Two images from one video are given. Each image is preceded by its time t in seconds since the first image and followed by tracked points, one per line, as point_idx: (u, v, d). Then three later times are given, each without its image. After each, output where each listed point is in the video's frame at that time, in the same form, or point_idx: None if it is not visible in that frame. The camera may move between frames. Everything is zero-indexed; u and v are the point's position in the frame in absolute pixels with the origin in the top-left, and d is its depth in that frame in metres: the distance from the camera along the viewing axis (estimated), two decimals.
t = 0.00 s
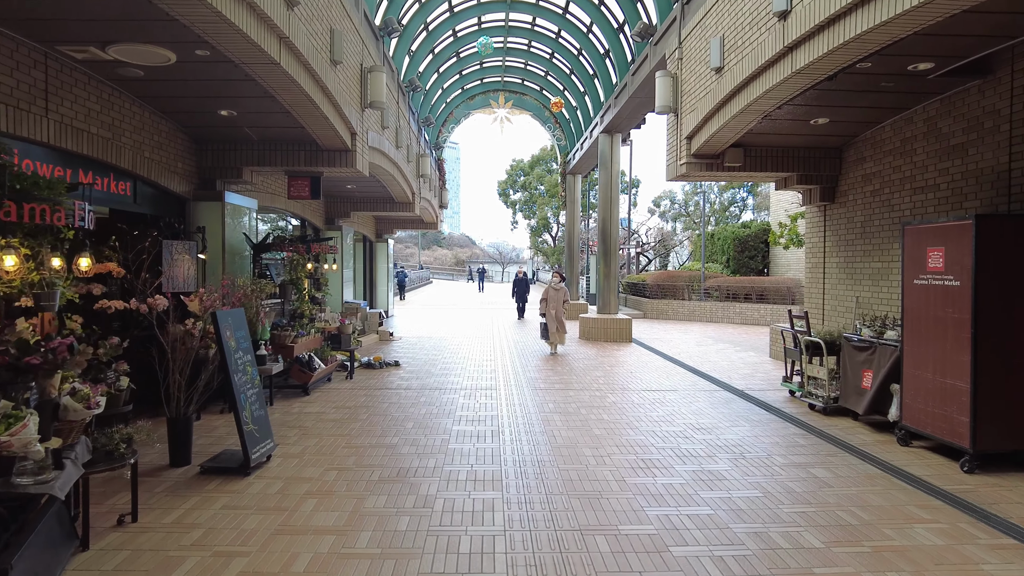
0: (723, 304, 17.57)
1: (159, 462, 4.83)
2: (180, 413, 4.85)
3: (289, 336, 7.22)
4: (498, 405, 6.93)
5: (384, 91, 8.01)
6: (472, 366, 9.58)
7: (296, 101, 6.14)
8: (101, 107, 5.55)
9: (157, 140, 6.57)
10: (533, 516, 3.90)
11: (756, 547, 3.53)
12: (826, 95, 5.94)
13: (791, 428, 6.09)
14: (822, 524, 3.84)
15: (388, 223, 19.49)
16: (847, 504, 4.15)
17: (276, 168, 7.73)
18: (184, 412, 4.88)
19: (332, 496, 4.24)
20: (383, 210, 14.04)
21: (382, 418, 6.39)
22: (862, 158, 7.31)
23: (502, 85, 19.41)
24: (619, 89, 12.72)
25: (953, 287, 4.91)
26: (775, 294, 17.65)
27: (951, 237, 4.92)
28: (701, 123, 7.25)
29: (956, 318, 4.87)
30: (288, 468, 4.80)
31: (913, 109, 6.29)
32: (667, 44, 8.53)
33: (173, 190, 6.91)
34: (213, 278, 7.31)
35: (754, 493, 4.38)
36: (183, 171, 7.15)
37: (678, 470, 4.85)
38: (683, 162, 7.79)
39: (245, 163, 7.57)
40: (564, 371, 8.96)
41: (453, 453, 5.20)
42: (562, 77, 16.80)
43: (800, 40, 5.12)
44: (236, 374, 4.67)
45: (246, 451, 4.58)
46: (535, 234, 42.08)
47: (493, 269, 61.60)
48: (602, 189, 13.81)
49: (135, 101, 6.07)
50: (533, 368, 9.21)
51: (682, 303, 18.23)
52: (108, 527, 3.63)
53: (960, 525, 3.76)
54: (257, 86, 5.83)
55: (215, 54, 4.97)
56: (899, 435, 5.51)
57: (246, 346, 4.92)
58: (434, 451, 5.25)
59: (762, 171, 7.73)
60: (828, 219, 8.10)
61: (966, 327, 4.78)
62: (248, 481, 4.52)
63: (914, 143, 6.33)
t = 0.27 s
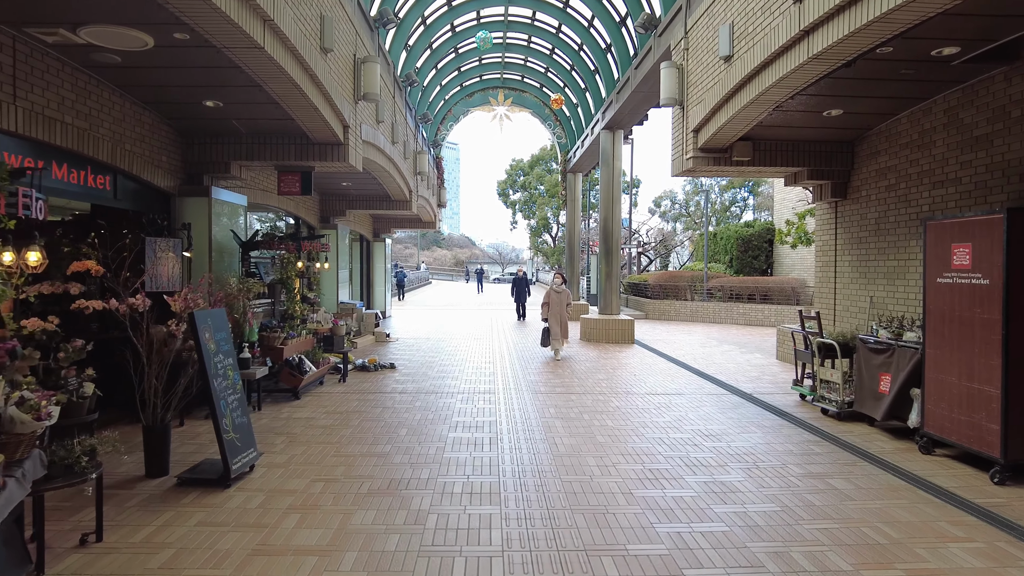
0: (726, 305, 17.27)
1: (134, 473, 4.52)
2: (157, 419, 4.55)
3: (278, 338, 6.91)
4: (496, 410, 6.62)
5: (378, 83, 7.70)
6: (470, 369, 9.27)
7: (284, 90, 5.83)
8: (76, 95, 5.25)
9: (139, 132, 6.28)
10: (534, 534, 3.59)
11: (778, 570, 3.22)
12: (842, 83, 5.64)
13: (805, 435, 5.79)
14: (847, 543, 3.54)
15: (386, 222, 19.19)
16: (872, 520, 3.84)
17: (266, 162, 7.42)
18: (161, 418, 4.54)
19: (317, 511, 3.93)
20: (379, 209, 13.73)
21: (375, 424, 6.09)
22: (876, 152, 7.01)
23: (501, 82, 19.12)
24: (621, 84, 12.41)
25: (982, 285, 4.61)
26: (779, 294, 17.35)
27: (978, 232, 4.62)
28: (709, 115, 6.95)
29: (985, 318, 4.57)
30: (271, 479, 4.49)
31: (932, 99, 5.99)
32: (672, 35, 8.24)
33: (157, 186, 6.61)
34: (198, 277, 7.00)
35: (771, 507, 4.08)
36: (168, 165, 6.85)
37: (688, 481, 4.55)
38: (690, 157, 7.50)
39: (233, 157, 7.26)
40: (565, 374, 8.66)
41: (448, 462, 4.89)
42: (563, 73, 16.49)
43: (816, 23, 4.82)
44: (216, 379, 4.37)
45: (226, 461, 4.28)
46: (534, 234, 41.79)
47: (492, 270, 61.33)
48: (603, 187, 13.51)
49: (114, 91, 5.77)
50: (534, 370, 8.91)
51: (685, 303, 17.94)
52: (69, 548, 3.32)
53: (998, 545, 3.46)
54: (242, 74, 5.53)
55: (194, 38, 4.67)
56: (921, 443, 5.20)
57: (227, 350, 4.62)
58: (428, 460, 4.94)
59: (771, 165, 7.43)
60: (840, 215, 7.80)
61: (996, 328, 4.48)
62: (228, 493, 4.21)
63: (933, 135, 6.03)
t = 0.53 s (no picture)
0: (730, 308, 16.98)
1: (107, 493, 4.22)
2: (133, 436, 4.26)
3: (267, 345, 6.62)
4: (495, 421, 6.32)
5: (373, 80, 7.41)
6: (469, 376, 8.97)
7: (271, 86, 5.54)
8: (50, 90, 4.96)
9: (121, 130, 5.99)
10: (536, 566, 3.29)
11: None
12: (860, 77, 5.35)
13: (821, 449, 5.49)
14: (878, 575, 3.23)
15: (384, 224, 18.90)
16: (903, 548, 3.54)
17: (255, 162, 7.13)
18: (137, 435, 4.20)
19: (301, 538, 3.63)
20: (376, 211, 13.44)
21: (367, 437, 5.79)
22: (892, 151, 6.72)
23: (501, 82, 18.86)
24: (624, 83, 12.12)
25: (1014, 292, 4.32)
26: (783, 297, 17.07)
27: (1011, 235, 4.32)
28: (718, 112, 6.66)
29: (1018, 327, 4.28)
30: (254, 500, 4.19)
31: (954, 95, 5.71)
32: (678, 30, 7.97)
33: (140, 187, 6.32)
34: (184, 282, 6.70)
35: (792, 532, 3.77)
36: (152, 166, 6.57)
37: (701, 502, 4.24)
38: (697, 156, 7.21)
39: (222, 157, 6.97)
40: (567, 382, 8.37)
41: (444, 481, 4.59)
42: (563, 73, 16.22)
43: (836, 12, 4.53)
44: (194, 395, 4.07)
45: (205, 482, 3.97)
46: (534, 236, 41.51)
47: (492, 272, 61.07)
48: (605, 189, 13.24)
49: (93, 86, 5.48)
50: (534, 379, 8.60)
51: (687, 306, 17.65)
52: None
53: None
54: (227, 68, 5.24)
55: (172, 28, 4.38)
56: (946, 459, 4.90)
57: (207, 362, 4.33)
58: (423, 478, 4.64)
59: (781, 165, 7.14)
60: (852, 218, 7.51)
61: None
62: (206, 517, 3.91)
63: (954, 133, 5.74)
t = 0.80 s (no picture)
0: (735, 308, 16.69)
1: (78, 506, 3.92)
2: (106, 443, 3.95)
3: (258, 346, 6.34)
4: (496, 426, 6.02)
5: (368, 69, 7.10)
6: (469, 378, 8.67)
7: (260, 71, 5.24)
8: (22, 74, 4.66)
9: (103, 120, 5.69)
10: None
11: None
12: (884, 61, 5.04)
13: (840, 456, 5.19)
14: None
15: (382, 222, 18.60)
16: (943, 569, 3.23)
17: (245, 155, 6.83)
18: (109, 443, 3.89)
19: (285, 557, 3.32)
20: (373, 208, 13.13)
21: (361, 443, 5.49)
22: (911, 142, 6.41)
23: (501, 78, 18.60)
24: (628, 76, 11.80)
25: None
26: (789, 297, 16.77)
27: None
28: (730, 101, 6.36)
29: None
30: (236, 514, 3.88)
31: (981, 82, 5.40)
32: (687, 18, 7.67)
33: (124, 180, 6.02)
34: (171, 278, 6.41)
35: (819, 551, 3.47)
36: (137, 158, 6.27)
37: (718, 516, 3.94)
38: (707, 149, 6.91)
39: (210, 149, 6.67)
40: (570, 384, 8.08)
41: (441, 492, 4.30)
42: (564, 68, 15.91)
43: None
44: (170, 400, 3.75)
45: (182, 495, 3.65)
46: (535, 235, 41.23)
47: (492, 272, 60.77)
48: (608, 186, 12.96)
49: (70, 72, 5.18)
50: (536, 381, 8.30)
51: (691, 306, 17.36)
52: None
53: None
54: (212, 52, 4.94)
55: (149, 5, 4.08)
56: (977, 468, 4.59)
57: (186, 365, 4.02)
58: (419, 489, 4.34)
59: (794, 159, 6.85)
60: (868, 213, 7.20)
61: None
62: (183, 533, 3.60)
63: (981, 121, 5.43)
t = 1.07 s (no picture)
0: (740, 311, 16.38)
1: (45, 529, 3.61)
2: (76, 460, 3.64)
3: (247, 352, 6.04)
4: (497, 438, 5.72)
5: (364, 63, 6.79)
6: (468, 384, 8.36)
7: (248, 62, 4.95)
8: None
9: (83, 113, 5.39)
10: None
11: None
12: (912, 51, 4.74)
13: (863, 471, 4.88)
14: None
15: (381, 223, 18.30)
16: None
17: (235, 152, 6.54)
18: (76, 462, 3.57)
19: None
20: (371, 209, 12.82)
21: (354, 457, 5.17)
22: (933, 139, 6.11)
23: (501, 76, 18.35)
24: (632, 73, 11.45)
25: None
26: (795, 300, 16.45)
27: None
28: (744, 96, 6.06)
29: None
30: (217, 539, 3.57)
31: (1011, 74, 5.10)
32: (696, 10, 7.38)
33: (107, 177, 5.72)
34: (154, 285, 6.11)
35: None
36: (121, 154, 5.96)
37: (740, 541, 3.63)
38: (718, 145, 6.61)
39: (198, 146, 6.37)
40: (573, 391, 7.77)
41: (439, 512, 4.00)
42: (566, 66, 15.62)
43: None
44: (144, 415, 3.43)
45: (155, 519, 3.34)
46: (535, 237, 40.94)
47: (492, 273, 60.46)
48: (612, 187, 12.66)
49: (47, 62, 4.88)
50: (539, 389, 7.99)
51: (695, 309, 17.05)
52: None
53: None
54: (196, 41, 4.65)
55: None
56: (1014, 486, 4.28)
57: (163, 377, 3.68)
58: (415, 510, 4.03)
59: (810, 157, 6.55)
60: (886, 213, 6.90)
61: None
62: (156, 560, 3.30)
63: (1011, 116, 5.13)
